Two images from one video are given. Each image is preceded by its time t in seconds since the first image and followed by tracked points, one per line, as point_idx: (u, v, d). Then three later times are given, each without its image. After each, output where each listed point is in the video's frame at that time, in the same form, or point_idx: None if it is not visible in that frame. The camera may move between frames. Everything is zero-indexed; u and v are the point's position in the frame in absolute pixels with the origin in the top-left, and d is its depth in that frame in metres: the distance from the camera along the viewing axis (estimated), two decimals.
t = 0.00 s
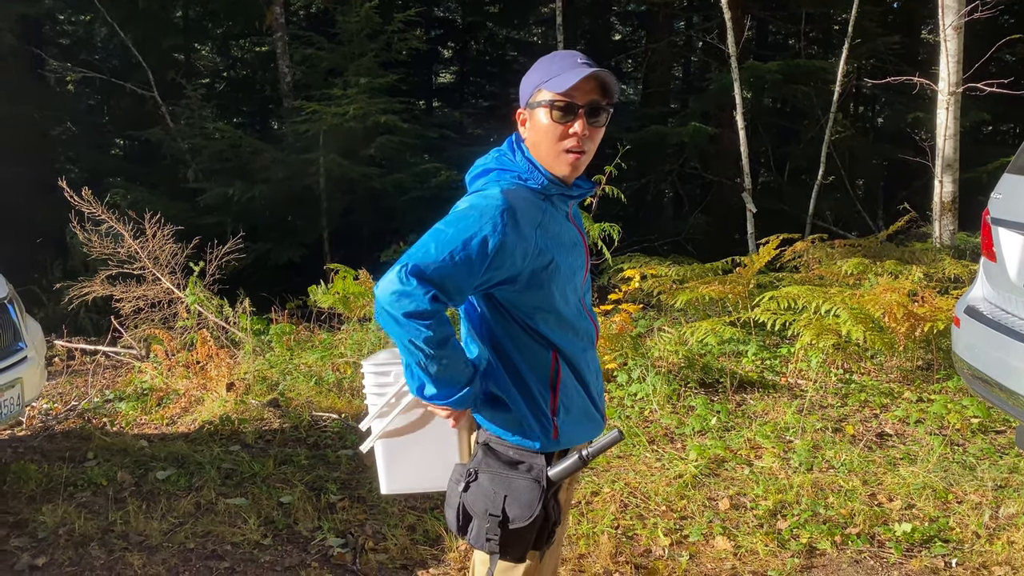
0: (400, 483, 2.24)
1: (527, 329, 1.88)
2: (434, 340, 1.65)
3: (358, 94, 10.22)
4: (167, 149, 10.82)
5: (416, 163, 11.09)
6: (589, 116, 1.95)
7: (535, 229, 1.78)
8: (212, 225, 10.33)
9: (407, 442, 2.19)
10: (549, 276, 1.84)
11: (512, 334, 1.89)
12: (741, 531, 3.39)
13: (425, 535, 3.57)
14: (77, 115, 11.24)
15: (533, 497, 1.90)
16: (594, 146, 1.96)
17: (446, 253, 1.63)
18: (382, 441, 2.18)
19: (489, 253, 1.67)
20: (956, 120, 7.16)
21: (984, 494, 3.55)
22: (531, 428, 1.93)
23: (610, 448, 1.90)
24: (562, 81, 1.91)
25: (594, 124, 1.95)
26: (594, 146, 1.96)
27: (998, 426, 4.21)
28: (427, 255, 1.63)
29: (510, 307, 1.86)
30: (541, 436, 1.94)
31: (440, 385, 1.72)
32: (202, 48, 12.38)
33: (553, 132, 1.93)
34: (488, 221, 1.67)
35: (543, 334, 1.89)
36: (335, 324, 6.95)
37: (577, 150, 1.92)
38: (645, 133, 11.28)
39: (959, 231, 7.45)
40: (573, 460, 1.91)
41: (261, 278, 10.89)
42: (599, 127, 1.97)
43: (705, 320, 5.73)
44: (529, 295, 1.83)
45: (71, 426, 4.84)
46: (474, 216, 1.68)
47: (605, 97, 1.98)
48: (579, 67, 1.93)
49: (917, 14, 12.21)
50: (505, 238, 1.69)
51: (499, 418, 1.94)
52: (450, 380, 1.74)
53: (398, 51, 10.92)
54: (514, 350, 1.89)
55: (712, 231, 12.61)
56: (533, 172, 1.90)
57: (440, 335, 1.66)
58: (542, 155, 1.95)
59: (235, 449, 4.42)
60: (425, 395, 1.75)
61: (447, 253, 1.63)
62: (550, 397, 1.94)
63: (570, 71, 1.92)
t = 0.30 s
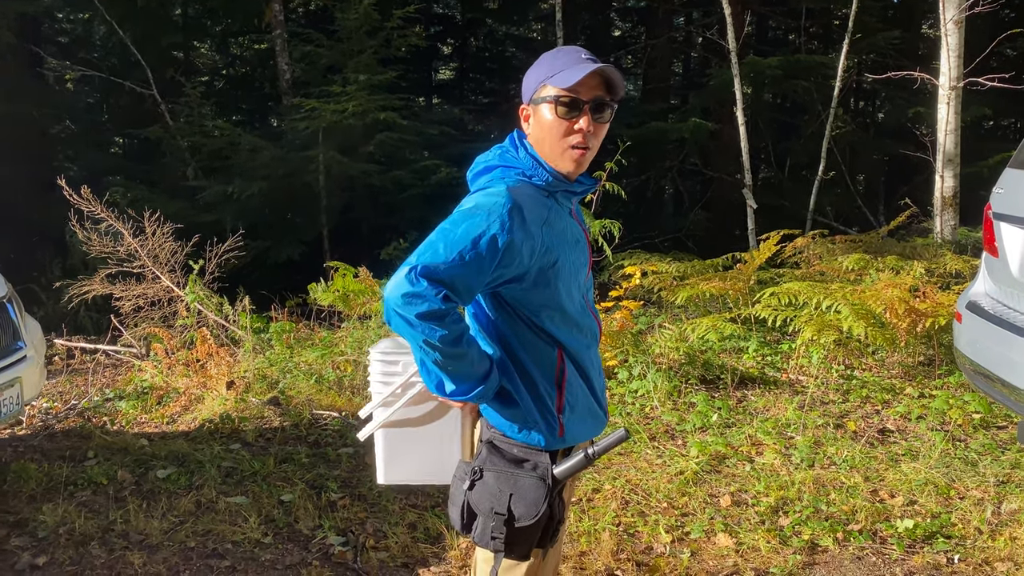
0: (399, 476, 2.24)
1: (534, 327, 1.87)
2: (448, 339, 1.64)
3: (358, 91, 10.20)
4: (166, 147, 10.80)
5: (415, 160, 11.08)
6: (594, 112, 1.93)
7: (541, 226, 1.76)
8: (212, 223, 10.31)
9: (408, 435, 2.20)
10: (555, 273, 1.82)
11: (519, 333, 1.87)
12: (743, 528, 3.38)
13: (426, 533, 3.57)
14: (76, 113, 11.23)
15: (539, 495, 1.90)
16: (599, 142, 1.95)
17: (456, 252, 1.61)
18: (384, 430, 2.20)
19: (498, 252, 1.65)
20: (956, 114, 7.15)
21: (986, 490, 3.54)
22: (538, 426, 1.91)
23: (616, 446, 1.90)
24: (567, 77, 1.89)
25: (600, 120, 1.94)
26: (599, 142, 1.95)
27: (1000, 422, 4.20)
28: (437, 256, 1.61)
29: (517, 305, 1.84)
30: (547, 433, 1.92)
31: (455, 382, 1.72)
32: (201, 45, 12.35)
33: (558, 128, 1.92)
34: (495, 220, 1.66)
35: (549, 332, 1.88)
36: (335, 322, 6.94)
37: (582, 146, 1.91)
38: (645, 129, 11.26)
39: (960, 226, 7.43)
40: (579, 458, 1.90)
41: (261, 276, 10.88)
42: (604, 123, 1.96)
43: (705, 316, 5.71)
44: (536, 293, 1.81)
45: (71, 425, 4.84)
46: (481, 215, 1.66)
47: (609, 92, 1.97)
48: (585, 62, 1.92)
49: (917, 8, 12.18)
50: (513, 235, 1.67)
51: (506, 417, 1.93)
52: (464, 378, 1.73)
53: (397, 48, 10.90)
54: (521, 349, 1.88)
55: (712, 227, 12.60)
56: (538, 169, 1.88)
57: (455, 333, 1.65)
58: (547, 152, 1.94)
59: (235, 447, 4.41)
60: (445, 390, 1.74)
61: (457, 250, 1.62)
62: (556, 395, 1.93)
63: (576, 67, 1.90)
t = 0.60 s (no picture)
0: (406, 475, 2.28)
1: (539, 327, 1.87)
2: (453, 342, 1.66)
3: (359, 89, 10.20)
4: (167, 145, 10.80)
5: (416, 158, 11.08)
6: (597, 110, 1.93)
7: (545, 227, 1.77)
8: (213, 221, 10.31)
9: (413, 435, 2.23)
10: (560, 274, 1.83)
11: (524, 333, 1.88)
12: (746, 524, 3.38)
13: (430, 531, 3.57)
14: (77, 112, 11.23)
15: (544, 494, 1.90)
16: (601, 142, 1.95)
17: (459, 254, 1.63)
18: (390, 430, 2.24)
19: (503, 254, 1.66)
20: (957, 110, 7.14)
21: (989, 485, 3.54)
22: (543, 427, 1.93)
23: (622, 445, 1.90)
24: (569, 77, 1.90)
25: (602, 120, 1.94)
26: (601, 141, 1.96)
27: (1002, 418, 4.20)
28: (442, 259, 1.63)
29: (521, 306, 1.85)
30: (552, 433, 1.93)
31: (460, 384, 1.74)
32: (201, 43, 12.35)
33: (561, 127, 1.92)
34: (499, 221, 1.66)
35: (554, 332, 1.89)
36: (336, 320, 6.95)
37: (584, 145, 1.91)
38: (646, 125, 11.26)
39: (962, 222, 7.43)
40: (584, 457, 1.90)
41: (263, 274, 10.88)
42: (606, 122, 1.96)
43: (707, 313, 5.71)
44: (541, 293, 1.82)
45: (75, 424, 4.85)
46: (485, 216, 1.67)
47: (611, 90, 1.97)
48: (586, 61, 1.91)
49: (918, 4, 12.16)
50: (517, 237, 1.68)
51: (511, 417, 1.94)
52: (469, 379, 1.74)
53: (398, 46, 10.90)
54: (526, 349, 1.89)
55: (714, 223, 12.59)
56: (542, 169, 1.89)
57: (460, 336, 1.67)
58: (550, 151, 1.94)
59: (239, 445, 4.42)
60: (449, 393, 1.76)
61: (461, 253, 1.63)
62: (562, 395, 1.93)
63: (577, 66, 1.90)
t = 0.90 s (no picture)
0: (408, 470, 2.27)
1: (538, 321, 1.88)
2: (454, 337, 1.66)
3: (359, 85, 10.21)
4: (168, 142, 10.81)
5: (417, 155, 11.08)
6: (596, 106, 1.94)
7: (545, 222, 1.77)
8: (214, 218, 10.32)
9: (415, 429, 2.22)
10: (559, 269, 1.83)
11: (524, 328, 1.88)
12: (747, 519, 3.39)
13: (431, 525, 3.59)
14: (78, 110, 11.24)
15: (544, 488, 1.91)
16: (601, 137, 1.96)
17: (459, 250, 1.63)
18: (391, 424, 2.24)
19: (502, 249, 1.67)
20: (958, 105, 7.13)
21: (989, 480, 3.55)
22: (543, 422, 1.93)
23: (620, 439, 1.90)
24: (567, 72, 1.90)
25: (601, 115, 1.95)
26: (600, 136, 1.97)
27: (1002, 412, 4.21)
28: (441, 254, 1.63)
29: (521, 301, 1.85)
30: (551, 428, 1.93)
31: (460, 379, 1.74)
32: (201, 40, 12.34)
33: (560, 123, 1.92)
34: (498, 217, 1.67)
35: (553, 328, 1.89)
36: (337, 316, 6.96)
37: (584, 140, 1.92)
38: (646, 121, 11.25)
39: (962, 217, 7.42)
40: (583, 451, 1.91)
41: (264, 270, 10.89)
42: (605, 117, 1.96)
43: (708, 308, 5.72)
44: (540, 289, 1.82)
45: (77, 421, 4.87)
46: (484, 212, 1.67)
47: (611, 86, 1.97)
48: (585, 56, 1.92)
49: None
50: (516, 233, 1.69)
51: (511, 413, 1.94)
52: (469, 374, 1.74)
53: (398, 42, 10.89)
54: (526, 344, 1.89)
55: (715, 219, 12.58)
56: (541, 164, 1.89)
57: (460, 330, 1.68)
58: (550, 146, 1.95)
59: (241, 441, 4.44)
60: (449, 388, 1.76)
61: (460, 248, 1.64)
62: (562, 390, 1.94)
63: (576, 61, 1.91)
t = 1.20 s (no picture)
0: (415, 466, 2.30)
1: (544, 318, 1.88)
2: (462, 335, 1.66)
3: (358, 81, 10.20)
4: (167, 138, 10.79)
5: (417, 150, 11.07)
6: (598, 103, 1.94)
7: (550, 220, 1.78)
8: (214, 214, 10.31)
9: (422, 427, 2.24)
10: (565, 265, 1.84)
11: (531, 325, 1.88)
12: (747, 514, 3.40)
13: (433, 520, 3.60)
14: (78, 106, 11.22)
15: (553, 483, 1.91)
16: (604, 134, 1.96)
17: (466, 248, 1.64)
18: (398, 422, 2.26)
19: (509, 247, 1.68)
20: (958, 100, 7.12)
21: (989, 474, 3.56)
22: (551, 418, 1.93)
23: (629, 434, 1.91)
24: (571, 69, 1.90)
25: (604, 111, 1.95)
26: (604, 133, 1.96)
27: (1002, 407, 4.22)
28: (448, 253, 1.63)
29: (527, 299, 1.86)
30: (559, 424, 1.94)
31: (469, 378, 1.74)
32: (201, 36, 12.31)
33: (563, 120, 1.92)
34: (504, 215, 1.68)
35: (559, 324, 1.90)
36: (338, 312, 6.96)
37: (587, 137, 1.92)
38: (646, 116, 11.24)
39: (963, 212, 7.41)
40: (591, 446, 1.91)
41: (264, 266, 10.88)
42: (608, 114, 1.96)
43: (708, 303, 5.72)
44: (546, 285, 1.83)
45: (79, 416, 4.87)
46: (489, 210, 1.68)
47: (613, 83, 1.97)
48: (588, 54, 1.92)
49: None
50: (522, 230, 1.69)
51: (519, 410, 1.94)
52: (477, 372, 1.74)
53: (398, 37, 10.88)
54: (533, 341, 1.89)
55: (715, 214, 12.57)
56: (545, 162, 1.89)
57: (468, 328, 1.67)
58: (554, 144, 1.94)
59: (242, 437, 4.44)
60: (458, 387, 1.76)
61: (468, 246, 1.64)
62: (569, 386, 1.95)
63: (579, 58, 1.91)
